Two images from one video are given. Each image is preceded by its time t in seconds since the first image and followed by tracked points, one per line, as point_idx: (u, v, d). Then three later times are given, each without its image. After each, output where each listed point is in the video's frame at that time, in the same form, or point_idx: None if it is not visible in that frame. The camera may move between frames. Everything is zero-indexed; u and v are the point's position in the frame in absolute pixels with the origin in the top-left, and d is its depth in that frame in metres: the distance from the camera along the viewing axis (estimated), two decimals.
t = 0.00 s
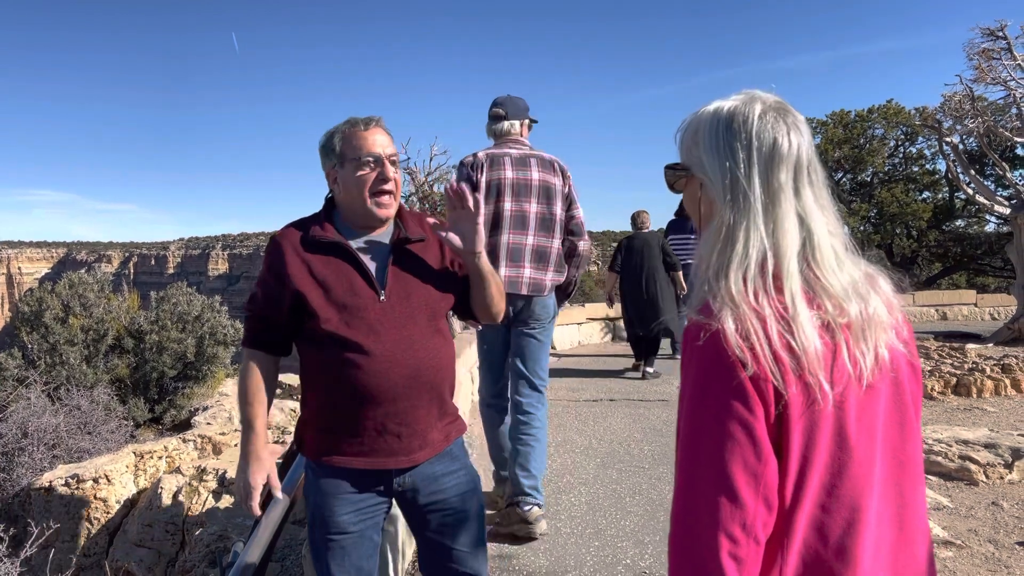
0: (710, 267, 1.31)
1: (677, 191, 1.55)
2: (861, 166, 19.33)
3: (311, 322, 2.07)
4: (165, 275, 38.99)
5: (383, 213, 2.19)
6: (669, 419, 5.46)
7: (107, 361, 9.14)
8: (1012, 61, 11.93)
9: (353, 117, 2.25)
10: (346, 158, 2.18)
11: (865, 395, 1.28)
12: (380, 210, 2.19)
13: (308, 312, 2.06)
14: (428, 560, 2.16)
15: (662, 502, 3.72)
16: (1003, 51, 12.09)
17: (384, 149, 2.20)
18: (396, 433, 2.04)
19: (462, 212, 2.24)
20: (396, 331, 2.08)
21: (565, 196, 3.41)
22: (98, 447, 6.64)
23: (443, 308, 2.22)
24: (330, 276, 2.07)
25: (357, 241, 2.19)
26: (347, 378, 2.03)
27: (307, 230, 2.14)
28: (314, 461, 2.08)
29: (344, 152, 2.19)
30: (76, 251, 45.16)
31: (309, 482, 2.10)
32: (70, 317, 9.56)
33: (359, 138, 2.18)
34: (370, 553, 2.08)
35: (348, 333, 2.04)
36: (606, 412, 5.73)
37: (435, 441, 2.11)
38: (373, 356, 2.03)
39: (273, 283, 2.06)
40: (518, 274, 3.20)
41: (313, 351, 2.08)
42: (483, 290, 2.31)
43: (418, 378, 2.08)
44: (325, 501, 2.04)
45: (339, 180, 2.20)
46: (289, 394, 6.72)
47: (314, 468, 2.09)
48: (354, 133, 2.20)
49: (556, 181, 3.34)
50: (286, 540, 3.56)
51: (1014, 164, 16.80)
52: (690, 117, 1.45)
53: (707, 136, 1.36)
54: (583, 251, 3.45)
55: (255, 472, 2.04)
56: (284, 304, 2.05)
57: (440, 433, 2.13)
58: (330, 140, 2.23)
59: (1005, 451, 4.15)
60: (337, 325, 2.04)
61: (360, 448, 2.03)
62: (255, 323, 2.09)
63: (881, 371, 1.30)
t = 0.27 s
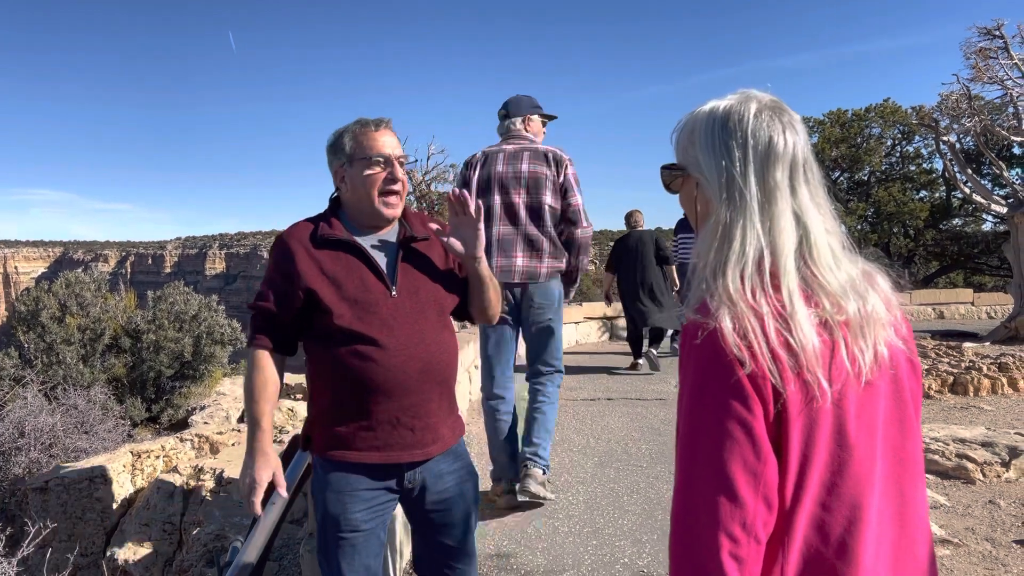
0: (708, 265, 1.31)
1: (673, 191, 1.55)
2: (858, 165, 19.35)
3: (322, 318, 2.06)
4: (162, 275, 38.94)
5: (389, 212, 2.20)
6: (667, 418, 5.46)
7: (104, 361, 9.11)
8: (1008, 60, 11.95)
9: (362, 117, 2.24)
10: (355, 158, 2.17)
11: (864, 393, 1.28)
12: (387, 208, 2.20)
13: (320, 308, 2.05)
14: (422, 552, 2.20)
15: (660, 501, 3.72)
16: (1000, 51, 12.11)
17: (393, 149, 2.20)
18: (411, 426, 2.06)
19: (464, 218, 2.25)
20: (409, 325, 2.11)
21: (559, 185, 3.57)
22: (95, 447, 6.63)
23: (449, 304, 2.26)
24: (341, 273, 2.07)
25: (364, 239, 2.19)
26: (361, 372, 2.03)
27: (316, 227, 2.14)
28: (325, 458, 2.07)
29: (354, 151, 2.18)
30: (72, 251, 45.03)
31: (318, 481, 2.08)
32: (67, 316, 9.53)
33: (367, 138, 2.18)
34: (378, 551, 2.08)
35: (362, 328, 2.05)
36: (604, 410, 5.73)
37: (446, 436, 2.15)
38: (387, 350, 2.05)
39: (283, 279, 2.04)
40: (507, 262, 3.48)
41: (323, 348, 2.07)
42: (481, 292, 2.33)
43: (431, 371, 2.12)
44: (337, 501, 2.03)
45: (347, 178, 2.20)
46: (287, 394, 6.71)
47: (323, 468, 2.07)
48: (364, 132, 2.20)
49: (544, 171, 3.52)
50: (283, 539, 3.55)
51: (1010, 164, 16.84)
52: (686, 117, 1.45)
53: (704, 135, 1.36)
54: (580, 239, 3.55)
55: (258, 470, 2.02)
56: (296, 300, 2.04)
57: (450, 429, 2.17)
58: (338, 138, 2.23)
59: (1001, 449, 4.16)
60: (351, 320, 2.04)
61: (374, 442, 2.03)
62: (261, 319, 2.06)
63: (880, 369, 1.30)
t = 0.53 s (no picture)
0: (703, 263, 1.31)
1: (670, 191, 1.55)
2: (855, 164, 19.37)
3: (350, 314, 2.08)
4: (159, 274, 38.89)
5: (419, 216, 2.22)
6: (664, 418, 5.47)
7: (101, 360, 9.09)
8: (1005, 60, 11.97)
9: (399, 120, 2.23)
10: (392, 163, 2.16)
11: (860, 392, 1.28)
12: (418, 213, 2.21)
13: (351, 302, 2.06)
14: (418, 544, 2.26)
15: (657, 500, 3.72)
16: (996, 50, 12.12)
17: (428, 154, 2.21)
18: (436, 420, 2.13)
19: (477, 230, 2.32)
20: (439, 324, 2.16)
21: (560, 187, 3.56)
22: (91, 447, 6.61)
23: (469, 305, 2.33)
24: (372, 269, 2.10)
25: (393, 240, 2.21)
26: (394, 366, 2.07)
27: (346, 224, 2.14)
28: (347, 449, 2.07)
29: (390, 155, 2.17)
30: (69, 250, 44.91)
31: (341, 471, 2.08)
32: (63, 315, 9.50)
33: (404, 141, 2.18)
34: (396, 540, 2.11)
35: (393, 323, 2.08)
36: (602, 410, 5.73)
37: (463, 434, 2.23)
38: (417, 344, 2.10)
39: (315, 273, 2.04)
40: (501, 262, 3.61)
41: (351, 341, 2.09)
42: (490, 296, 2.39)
43: (455, 369, 2.19)
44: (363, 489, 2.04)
45: (378, 180, 2.20)
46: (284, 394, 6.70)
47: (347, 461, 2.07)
48: (400, 135, 2.20)
49: (543, 174, 3.55)
50: (280, 539, 3.54)
51: (1007, 163, 16.87)
52: (684, 117, 1.45)
53: (701, 134, 1.36)
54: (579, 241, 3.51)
55: (274, 463, 2.02)
56: (328, 296, 2.04)
57: (466, 427, 2.26)
58: (374, 139, 2.22)
59: (998, 448, 4.16)
60: (384, 315, 2.07)
61: (400, 435, 2.08)
62: (289, 311, 2.05)
63: (877, 368, 1.29)
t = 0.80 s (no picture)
0: (702, 260, 1.31)
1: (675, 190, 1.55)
2: (851, 164, 19.41)
3: (365, 310, 2.05)
4: (155, 275, 38.81)
5: (432, 217, 2.20)
6: (661, 418, 5.47)
7: (97, 361, 9.06)
8: (1000, 60, 12.00)
9: (417, 123, 2.23)
10: (411, 164, 2.16)
11: (858, 393, 1.27)
12: (431, 214, 2.19)
13: (369, 299, 2.04)
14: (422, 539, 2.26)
15: (654, 500, 3.73)
16: (992, 51, 12.15)
17: (444, 158, 2.22)
18: (449, 416, 2.15)
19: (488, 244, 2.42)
20: (449, 322, 2.19)
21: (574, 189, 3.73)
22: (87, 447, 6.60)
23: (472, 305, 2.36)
24: (388, 266, 2.08)
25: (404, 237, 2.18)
26: (414, 361, 2.08)
27: (360, 220, 2.11)
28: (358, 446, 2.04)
29: (410, 156, 2.16)
30: (65, 251, 44.79)
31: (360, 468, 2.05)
32: (60, 316, 9.47)
33: (421, 143, 2.18)
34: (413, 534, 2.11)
35: (410, 319, 2.09)
36: (599, 410, 5.74)
37: (468, 430, 2.27)
38: (434, 340, 2.12)
39: (333, 268, 2.00)
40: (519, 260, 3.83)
41: (365, 338, 2.05)
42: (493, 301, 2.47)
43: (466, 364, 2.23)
44: (388, 483, 2.04)
45: (393, 178, 2.18)
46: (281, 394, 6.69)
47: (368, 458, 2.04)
48: (418, 136, 2.20)
49: (557, 178, 3.74)
50: (277, 540, 3.53)
51: (1002, 163, 16.92)
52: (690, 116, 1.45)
53: (706, 134, 1.37)
54: (591, 240, 3.67)
55: (300, 455, 1.92)
56: (347, 290, 2.00)
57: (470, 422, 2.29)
58: (390, 139, 2.21)
59: (994, 448, 4.17)
60: (401, 311, 2.07)
61: (414, 430, 2.08)
62: (303, 307, 1.98)
63: (876, 369, 1.29)
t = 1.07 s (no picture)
0: (703, 258, 1.32)
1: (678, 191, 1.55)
2: (849, 165, 19.43)
3: (363, 310, 2.04)
4: (153, 275, 38.77)
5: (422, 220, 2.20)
6: (659, 418, 5.47)
7: (95, 361, 9.04)
8: (997, 61, 12.02)
9: (406, 125, 2.23)
10: (402, 168, 2.15)
11: (857, 393, 1.27)
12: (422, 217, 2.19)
13: (367, 300, 2.03)
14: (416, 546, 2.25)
15: (651, 501, 3.73)
16: (988, 51, 12.16)
17: (434, 161, 2.22)
18: (449, 416, 2.16)
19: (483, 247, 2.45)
20: (446, 322, 2.19)
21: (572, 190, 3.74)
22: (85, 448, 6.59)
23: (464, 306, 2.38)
24: (384, 267, 2.08)
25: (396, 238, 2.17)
26: (415, 361, 2.08)
27: (351, 222, 2.10)
28: (358, 449, 2.02)
29: (401, 160, 2.16)
30: (63, 251, 44.71)
31: (359, 475, 2.03)
32: (57, 317, 9.45)
33: (412, 146, 2.18)
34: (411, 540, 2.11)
35: (409, 320, 2.09)
36: (597, 411, 5.74)
37: (468, 430, 2.27)
38: (433, 340, 2.13)
39: (331, 269, 1.98)
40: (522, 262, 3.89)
41: (364, 340, 2.04)
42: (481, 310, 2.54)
43: (463, 364, 2.24)
44: (388, 490, 2.03)
45: (383, 181, 2.17)
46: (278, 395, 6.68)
47: (365, 463, 2.03)
48: (408, 139, 2.20)
49: (556, 180, 3.76)
50: (274, 540, 3.53)
51: (999, 164, 16.95)
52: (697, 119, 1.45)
53: (712, 133, 1.38)
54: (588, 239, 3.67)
55: (324, 456, 1.88)
56: (345, 291, 1.99)
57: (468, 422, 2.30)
58: (381, 142, 2.20)
59: (990, 448, 4.17)
60: (399, 311, 2.07)
61: (416, 432, 2.08)
62: (300, 309, 1.96)
63: (874, 371, 1.29)
